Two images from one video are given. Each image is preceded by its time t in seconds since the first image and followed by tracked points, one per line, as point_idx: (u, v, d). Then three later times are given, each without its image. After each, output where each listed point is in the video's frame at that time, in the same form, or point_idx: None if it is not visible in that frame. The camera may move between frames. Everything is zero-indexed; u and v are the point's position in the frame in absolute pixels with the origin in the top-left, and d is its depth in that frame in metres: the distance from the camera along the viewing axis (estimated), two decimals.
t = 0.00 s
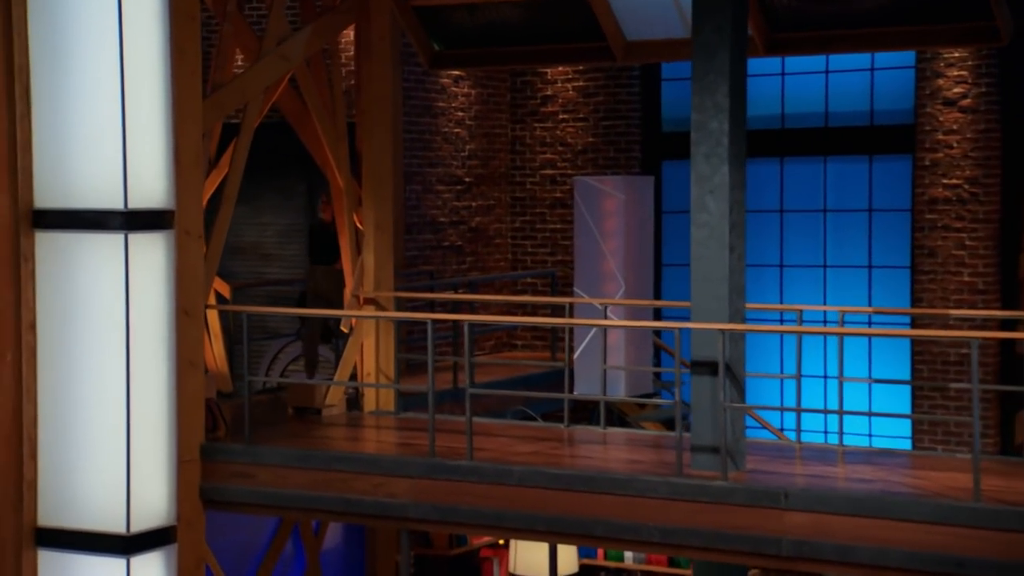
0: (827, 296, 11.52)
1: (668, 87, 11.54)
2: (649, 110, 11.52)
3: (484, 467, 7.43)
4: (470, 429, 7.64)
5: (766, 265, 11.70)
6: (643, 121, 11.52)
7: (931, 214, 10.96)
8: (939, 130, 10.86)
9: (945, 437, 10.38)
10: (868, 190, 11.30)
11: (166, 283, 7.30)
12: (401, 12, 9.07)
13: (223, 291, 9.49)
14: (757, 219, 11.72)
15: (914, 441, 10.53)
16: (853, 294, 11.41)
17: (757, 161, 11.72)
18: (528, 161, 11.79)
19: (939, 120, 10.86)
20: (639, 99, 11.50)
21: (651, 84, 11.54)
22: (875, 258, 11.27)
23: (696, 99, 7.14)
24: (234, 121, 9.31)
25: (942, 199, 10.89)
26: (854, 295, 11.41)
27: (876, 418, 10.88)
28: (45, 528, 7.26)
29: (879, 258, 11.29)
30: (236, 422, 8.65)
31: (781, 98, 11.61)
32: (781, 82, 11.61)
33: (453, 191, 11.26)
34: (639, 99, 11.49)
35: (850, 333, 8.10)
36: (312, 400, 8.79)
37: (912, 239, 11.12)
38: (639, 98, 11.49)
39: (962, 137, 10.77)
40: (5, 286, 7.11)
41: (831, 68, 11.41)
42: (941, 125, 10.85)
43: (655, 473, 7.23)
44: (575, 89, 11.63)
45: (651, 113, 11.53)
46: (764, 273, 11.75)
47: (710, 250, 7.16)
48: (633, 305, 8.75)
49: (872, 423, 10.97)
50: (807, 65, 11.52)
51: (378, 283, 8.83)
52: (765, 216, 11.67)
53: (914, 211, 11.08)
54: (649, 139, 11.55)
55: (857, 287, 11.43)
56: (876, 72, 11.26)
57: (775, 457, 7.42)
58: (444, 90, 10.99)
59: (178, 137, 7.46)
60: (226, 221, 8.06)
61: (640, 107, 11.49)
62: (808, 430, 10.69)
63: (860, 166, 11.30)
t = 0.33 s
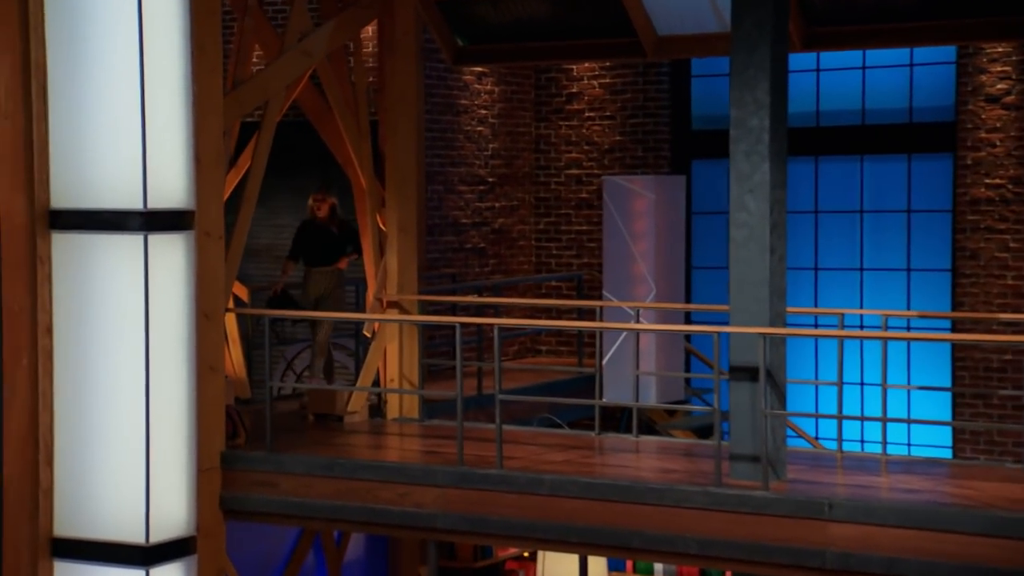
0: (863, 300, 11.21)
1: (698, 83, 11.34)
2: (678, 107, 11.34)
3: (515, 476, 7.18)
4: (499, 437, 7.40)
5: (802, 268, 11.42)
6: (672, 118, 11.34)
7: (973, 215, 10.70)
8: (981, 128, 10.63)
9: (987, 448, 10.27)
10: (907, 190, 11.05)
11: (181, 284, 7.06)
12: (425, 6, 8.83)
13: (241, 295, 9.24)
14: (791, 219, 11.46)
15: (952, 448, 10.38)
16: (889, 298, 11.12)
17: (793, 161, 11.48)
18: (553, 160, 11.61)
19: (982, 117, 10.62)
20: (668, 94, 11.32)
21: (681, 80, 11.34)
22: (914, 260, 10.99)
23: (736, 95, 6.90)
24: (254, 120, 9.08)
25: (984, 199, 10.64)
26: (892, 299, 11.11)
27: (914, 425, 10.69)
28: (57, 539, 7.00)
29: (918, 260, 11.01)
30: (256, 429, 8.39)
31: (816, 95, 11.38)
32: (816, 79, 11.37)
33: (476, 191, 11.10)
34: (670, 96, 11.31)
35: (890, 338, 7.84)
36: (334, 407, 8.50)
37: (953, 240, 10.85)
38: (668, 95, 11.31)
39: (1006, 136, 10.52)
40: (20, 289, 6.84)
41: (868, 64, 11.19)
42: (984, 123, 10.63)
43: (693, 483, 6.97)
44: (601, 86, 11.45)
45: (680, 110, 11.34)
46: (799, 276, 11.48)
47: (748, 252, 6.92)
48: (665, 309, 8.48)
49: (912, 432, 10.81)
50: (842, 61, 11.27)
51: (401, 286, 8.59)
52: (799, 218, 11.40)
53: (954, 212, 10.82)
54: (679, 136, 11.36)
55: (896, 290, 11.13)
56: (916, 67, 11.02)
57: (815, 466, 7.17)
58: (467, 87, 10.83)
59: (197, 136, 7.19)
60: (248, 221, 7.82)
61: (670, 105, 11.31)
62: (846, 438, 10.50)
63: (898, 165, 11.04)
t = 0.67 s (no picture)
0: (895, 303, 10.98)
1: (723, 78, 11.16)
2: (703, 101, 11.14)
3: (540, 486, 6.92)
4: (524, 444, 7.15)
5: (831, 271, 11.18)
6: (697, 115, 11.12)
7: (1009, 215, 10.43)
8: (1018, 125, 10.34)
9: None
10: (940, 190, 10.80)
11: (209, 291, 6.90)
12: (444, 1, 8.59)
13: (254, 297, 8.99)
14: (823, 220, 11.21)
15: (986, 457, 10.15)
16: (923, 301, 10.89)
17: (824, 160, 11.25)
18: (571, 160, 11.42)
19: (1019, 113, 10.34)
20: (693, 89, 11.12)
21: (706, 75, 11.16)
22: (948, 262, 10.75)
23: (770, 90, 6.65)
24: (267, 118, 8.84)
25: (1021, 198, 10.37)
26: (926, 301, 10.88)
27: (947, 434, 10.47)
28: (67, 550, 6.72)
29: (952, 262, 10.77)
30: (268, 436, 8.13)
31: (847, 92, 11.13)
32: (847, 74, 11.13)
33: (493, 191, 10.92)
34: (693, 91, 11.12)
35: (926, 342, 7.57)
36: (350, 415, 8.24)
37: (989, 242, 10.62)
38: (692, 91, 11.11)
39: None
40: (29, 292, 6.56)
41: (900, 59, 10.93)
42: (1022, 120, 10.33)
43: (726, 492, 6.72)
44: (623, 83, 11.26)
45: (705, 108, 11.12)
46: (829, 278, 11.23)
47: (782, 253, 6.67)
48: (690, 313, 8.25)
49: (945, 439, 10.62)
50: (872, 56, 11.03)
51: (419, 290, 8.37)
52: (829, 219, 11.18)
53: (991, 212, 10.56)
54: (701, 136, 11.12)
55: (929, 293, 10.90)
56: (950, 62, 10.75)
57: (852, 476, 6.92)
58: (484, 83, 10.64)
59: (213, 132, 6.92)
60: (262, 222, 7.60)
61: (694, 100, 11.11)
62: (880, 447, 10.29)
63: (932, 163, 10.79)
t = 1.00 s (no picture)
0: (924, 305, 10.76)
1: (745, 73, 10.97)
2: (724, 97, 10.92)
3: (563, 494, 6.67)
4: (545, 451, 6.91)
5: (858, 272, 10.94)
6: (718, 111, 10.92)
7: None
8: None
9: None
10: (971, 189, 10.57)
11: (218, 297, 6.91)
12: None
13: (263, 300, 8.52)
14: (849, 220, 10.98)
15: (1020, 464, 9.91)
16: (951, 302, 10.65)
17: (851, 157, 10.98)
18: (588, 158, 11.26)
19: None
20: (713, 85, 10.91)
21: (728, 71, 10.94)
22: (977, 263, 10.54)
23: (802, 84, 6.42)
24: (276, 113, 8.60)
25: None
26: (956, 302, 10.65)
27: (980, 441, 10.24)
28: (76, 558, 6.80)
29: (982, 263, 10.56)
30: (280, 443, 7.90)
31: (874, 87, 10.86)
32: (873, 68, 10.85)
33: (507, 190, 10.81)
34: (715, 87, 10.90)
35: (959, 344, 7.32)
36: (363, 420, 7.97)
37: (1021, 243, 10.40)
38: (713, 85, 10.90)
39: None
40: (35, 292, 6.62)
41: (929, 52, 10.66)
42: None
43: (756, 500, 6.47)
44: (640, 77, 11.07)
45: (727, 103, 10.92)
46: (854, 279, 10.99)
47: (814, 252, 6.43)
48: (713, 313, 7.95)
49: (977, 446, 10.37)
50: (901, 49, 10.74)
51: (434, 291, 8.13)
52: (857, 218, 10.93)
53: None
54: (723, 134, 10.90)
55: (958, 295, 10.65)
56: (982, 56, 10.49)
57: (886, 484, 6.68)
58: (498, 78, 10.55)
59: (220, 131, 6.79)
60: (274, 222, 7.37)
61: (715, 96, 10.91)
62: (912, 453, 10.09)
63: (963, 161, 10.55)
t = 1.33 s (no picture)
0: (952, 307, 10.54)
1: (765, 67, 10.81)
2: (743, 91, 10.75)
3: (582, 502, 6.40)
4: (564, 457, 6.64)
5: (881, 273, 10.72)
6: (736, 106, 10.74)
7: None
8: None
9: None
10: (1002, 186, 10.33)
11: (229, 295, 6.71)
12: None
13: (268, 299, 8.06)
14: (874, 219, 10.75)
15: None
16: (975, 303, 10.45)
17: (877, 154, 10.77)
18: (602, 154, 11.08)
19: None
20: (732, 79, 10.73)
21: (747, 65, 10.78)
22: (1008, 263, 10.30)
23: (831, 77, 6.18)
24: (284, 109, 8.38)
25: None
26: (983, 303, 10.42)
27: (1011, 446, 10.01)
28: (78, 567, 6.57)
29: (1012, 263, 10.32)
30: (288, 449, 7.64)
31: (899, 82, 10.62)
32: (898, 61, 10.62)
33: (519, 187, 10.65)
34: (734, 81, 10.73)
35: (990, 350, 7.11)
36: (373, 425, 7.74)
37: None
38: (732, 79, 10.73)
39: None
40: (36, 292, 6.39)
41: (957, 45, 10.41)
42: None
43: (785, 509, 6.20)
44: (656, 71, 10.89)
45: (746, 98, 10.76)
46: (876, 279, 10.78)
47: (843, 251, 6.19)
48: (734, 314, 7.72)
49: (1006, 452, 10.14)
50: (929, 42, 10.51)
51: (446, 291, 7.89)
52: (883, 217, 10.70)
53: None
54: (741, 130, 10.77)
55: (985, 296, 10.44)
56: (1012, 49, 10.23)
57: (918, 492, 6.44)
58: (509, 72, 10.42)
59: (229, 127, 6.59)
60: (281, 220, 7.13)
61: (734, 90, 10.73)
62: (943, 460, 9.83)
63: (992, 157, 10.32)
